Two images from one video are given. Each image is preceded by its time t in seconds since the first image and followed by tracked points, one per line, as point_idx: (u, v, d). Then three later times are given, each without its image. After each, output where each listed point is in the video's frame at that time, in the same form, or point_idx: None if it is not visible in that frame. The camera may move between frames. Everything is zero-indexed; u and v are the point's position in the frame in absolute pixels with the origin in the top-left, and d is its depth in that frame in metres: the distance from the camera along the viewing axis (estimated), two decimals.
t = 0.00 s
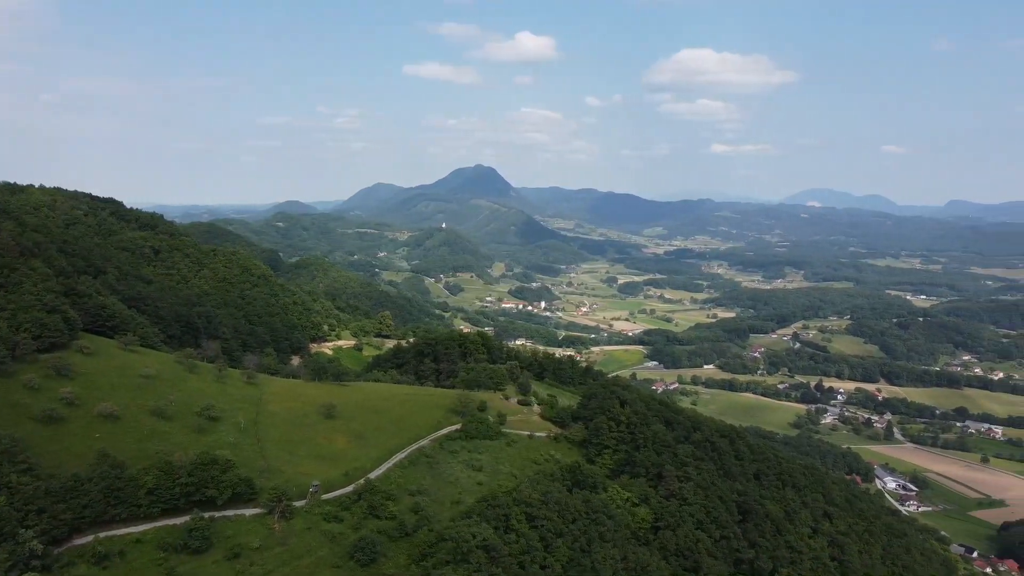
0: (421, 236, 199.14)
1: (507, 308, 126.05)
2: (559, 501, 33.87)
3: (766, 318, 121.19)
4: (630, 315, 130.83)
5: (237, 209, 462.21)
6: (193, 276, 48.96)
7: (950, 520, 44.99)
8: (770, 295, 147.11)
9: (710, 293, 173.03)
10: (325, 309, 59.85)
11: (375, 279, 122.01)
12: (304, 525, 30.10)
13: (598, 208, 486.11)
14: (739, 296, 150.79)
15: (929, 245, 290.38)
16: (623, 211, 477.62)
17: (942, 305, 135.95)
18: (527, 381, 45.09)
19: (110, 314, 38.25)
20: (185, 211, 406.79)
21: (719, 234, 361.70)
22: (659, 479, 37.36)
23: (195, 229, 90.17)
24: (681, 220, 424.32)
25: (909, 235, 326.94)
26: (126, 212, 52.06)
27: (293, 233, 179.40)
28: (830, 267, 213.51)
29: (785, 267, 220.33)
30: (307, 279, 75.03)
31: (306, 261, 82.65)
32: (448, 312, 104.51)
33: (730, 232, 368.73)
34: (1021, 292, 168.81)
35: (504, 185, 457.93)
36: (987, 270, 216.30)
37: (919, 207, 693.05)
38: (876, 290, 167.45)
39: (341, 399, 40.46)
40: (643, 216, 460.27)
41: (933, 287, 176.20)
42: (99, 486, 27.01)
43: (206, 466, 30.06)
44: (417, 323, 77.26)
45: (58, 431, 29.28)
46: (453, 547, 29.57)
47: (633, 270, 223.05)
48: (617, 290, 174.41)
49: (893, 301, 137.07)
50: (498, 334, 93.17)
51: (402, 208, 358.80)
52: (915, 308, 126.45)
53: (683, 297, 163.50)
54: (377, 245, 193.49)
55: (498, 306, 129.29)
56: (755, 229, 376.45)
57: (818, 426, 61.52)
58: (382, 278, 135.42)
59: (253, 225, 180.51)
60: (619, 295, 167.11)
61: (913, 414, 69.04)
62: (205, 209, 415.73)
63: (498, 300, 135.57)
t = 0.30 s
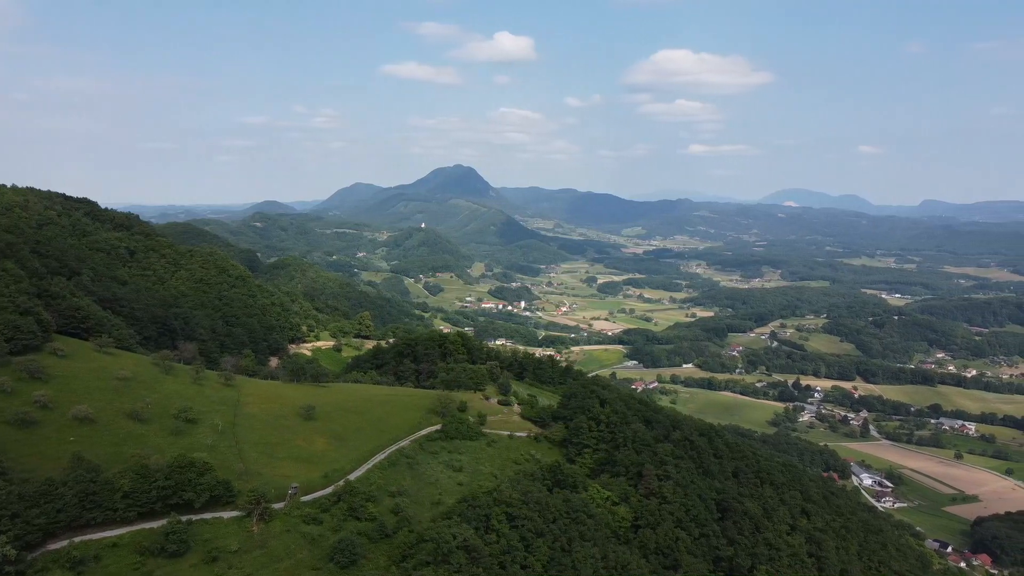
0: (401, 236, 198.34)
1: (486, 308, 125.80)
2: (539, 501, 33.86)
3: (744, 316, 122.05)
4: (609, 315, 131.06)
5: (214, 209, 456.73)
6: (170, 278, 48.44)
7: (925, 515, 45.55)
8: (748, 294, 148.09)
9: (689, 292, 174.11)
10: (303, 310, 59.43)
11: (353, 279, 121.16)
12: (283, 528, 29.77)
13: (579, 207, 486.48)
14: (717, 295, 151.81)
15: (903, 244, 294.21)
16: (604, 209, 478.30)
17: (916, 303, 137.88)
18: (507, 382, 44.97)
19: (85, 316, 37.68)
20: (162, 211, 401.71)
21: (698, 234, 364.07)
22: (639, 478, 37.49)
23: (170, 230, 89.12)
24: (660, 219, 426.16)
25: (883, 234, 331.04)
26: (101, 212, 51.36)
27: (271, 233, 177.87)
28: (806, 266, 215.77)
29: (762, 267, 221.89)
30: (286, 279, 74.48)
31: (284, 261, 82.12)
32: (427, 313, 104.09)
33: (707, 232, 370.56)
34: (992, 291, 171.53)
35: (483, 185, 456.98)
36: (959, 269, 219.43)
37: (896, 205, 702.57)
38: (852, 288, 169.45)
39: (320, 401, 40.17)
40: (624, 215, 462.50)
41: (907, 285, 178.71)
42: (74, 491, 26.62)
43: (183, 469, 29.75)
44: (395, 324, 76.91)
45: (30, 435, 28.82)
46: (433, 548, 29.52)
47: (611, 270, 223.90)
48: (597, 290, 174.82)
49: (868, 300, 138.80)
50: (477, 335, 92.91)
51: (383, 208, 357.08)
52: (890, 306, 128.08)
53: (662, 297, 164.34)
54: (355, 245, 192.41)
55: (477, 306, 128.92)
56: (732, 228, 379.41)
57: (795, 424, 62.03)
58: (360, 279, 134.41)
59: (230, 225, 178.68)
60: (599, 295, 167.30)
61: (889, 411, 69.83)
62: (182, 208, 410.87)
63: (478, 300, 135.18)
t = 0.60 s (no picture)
0: (381, 236, 197.44)
1: (467, 308, 125.51)
2: (520, 501, 33.87)
3: (724, 315, 122.86)
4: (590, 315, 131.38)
5: (192, 209, 451.96)
6: (147, 278, 47.86)
7: (902, 511, 46.06)
8: (727, 293, 149.14)
9: (669, 292, 174.88)
10: (283, 311, 59.02)
11: (332, 279, 120.53)
12: (263, 530, 29.57)
13: (562, 207, 487.16)
14: (697, 294, 152.70)
15: (881, 243, 297.70)
16: (586, 208, 479.20)
17: (892, 301, 139.62)
18: (488, 382, 44.90)
19: (60, 317, 37.11)
20: (139, 211, 397.05)
21: (679, 234, 365.48)
22: (620, 477, 37.63)
23: (146, 231, 88.06)
24: (641, 219, 427.95)
25: (860, 234, 334.92)
26: (76, 213, 50.62)
27: (250, 234, 176.28)
28: (785, 265, 217.62)
29: (742, 266, 223.52)
30: (265, 280, 73.95)
31: (263, 261, 81.56)
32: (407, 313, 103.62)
33: (688, 232, 371.36)
34: (965, 290, 174.21)
35: (464, 185, 456.10)
36: (934, 268, 222.55)
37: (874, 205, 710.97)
38: (829, 287, 171.34)
39: (299, 402, 39.88)
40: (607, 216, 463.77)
41: (883, 284, 180.75)
42: (49, 495, 26.17)
43: (161, 471, 29.42)
44: (375, 324, 76.60)
45: (4, 439, 28.31)
46: (415, 549, 29.44)
47: (592, 270, 223.74)
48: (578, 290, 174.98)
49: (845, 299, 140.31)
50: (457, 335, 92.75)
51: (364, 207, 355.14)
52: (867, 305, 129.62)
53: (644, 297, 164.96)
54: (336, 245, 191.21)
55: (458, 306, 128.70)
56: (712, 229, 380.67)
57: (775, 422, 62.50)
58: (340, 279, 133.69)
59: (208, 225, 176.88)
60: (579, 295, 167.65)
61: (866, 408, 70.57)
62: (159, 208, 406.00)
63: (459, 301, 134.97)
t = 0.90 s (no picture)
0: (362, 236, 196.42)
1: (448, 309, 125.17)
2: (502, 501, 33.84)
3: (705, 314, 123.56)
4: (572, 315, 131.63)
5: (172, 210, 447.27)
6: (125, 279, 47.36)
7: (880, 508, 46.51)
8: (708, 292, 150.13)
9: (650, 292, 175.54)
10: (263, 312, 58.60)
11: (312, 279, 119.78)
12: (243, 532, 29.37)
13: (545, 207, 487.49)
14: (678, 293, 153.35)
15: (859, 242, 300.76)
16: (569, 207, 479.98)
17: (869, 300, 141.19)
18: (470, 382, 44.83)
19: (35, 319, 36.59)
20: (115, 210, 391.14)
21: (659, 233, 366.79)
22: (602, 476, 37.72)
23: (123, 231, 87.05)
24: (624, 218, 429.49)
25: (839, 233, 338.50)
26: (51, 213, 49.98)
27: (230, 234, 174.64)
28: (764, 264, 219.20)
29: (722, 266, 225.03)
30: (243, 281, 73.35)
31: (242, 262, 80.88)
32: (388, 313, 103.12)
33: (669, 232, 372.67)
34: (941, 289, 176.64)
35: (446, 185, 455.14)
36: (910, 267, 225.27)
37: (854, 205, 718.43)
38: (808, 286, 172.95)
39: (280, 403, 39.62)
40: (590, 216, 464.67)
41: (860, 283, 182.51)
42: (25, 499, 25.73)
43: (140, 474, 29.12)
44: (354, 325, 76.24)
45: None
46: (397, 550, 29.31)
47: (573, 270, 224.10)
48: (559, 290, 175.10)
49: (823, 297, 141.65)
50: (438, 336, 92.52)
51: (345, 207, 352.88)
52: (844, 304, 130.95)
53: (625, 296, 165.43)
54: (316, 245, 189.94)
55: (439, 307, 128.40)
56: (692, 229, 382.49)
57: (755, 420, 62.91)
58: (320, 279, 132.89)
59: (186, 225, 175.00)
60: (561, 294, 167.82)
61: (845, 406, 71.23)
62: (136, 209, 400.65)
63: (441, 300, 134.76)
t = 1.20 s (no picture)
0: (343, 236, 195.38)
1: (429, 309, 124.91)
2: (484, 501, 33.79)
3: (685, 314, 124.18)
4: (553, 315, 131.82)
5: (151, 210, 442.53)
6: (102, 280, 46.83)
7: (859, 505, 46.98)
8: (689, 292, 150.89)
9: (631, 292, 176.20)
10: (242, 312, 58.17)
11: (292, 280, 119.00)
12: (223, 535, 29.16)
13: (527, 206, 487.30)
14: (658, 293, 153.95)
15: (838, 242, 303.65)
16: (553, 207, 480.58)
17: (848, 299, 142.62)
18: (451, 382, 44.71)
19: (11, 321, 36.09)
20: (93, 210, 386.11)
21: (641, 233, 368.12)
22: (583, 475, 37.78)
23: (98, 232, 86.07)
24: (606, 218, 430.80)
25: (818, 233, 341.87)
26: (26, 214, 49.32)
27: (209, 235, 173.07)
28: (744, 264, 220.62)
29: (703, 266, 226.26)
30: (222, 281, 72.75)
31: (221, 262, 80.18)
32: (368, 314, 102.65)
33: (647, 232, 373.45)
34: (917, 287, 178.83)
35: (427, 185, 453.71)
36: (888, 266, 227.84)
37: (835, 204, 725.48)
38: (787, 286, 174.41)
39: (260, 404, 39.32)
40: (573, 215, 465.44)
41: (839, 282, 184.32)
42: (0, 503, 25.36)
43: (118, 477, 28.80)
44: (334, 325, 75.86)
45: None
46: (378, 551, 29.21)
47: (554, 270, 224.32)
48: (541, 290, 175.15)
49: (802, 296, 142.81)
50: (419, 336, 92.26)
51: (327, 207, 350.83)
52: (823, 302, 132.15)
53: (607, 296, 165.91)
54: (297, 245, 188.68)
55: (421, 307, 128.06)
56: (672, 229, 383.92)
57: (735, 419, 63.34)
58: (300, 279, 132.02)
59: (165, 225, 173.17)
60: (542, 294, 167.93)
61: (824, 404, 71.87)
62: (114, 210, 395.95)
63: (423, 301, 134.54)
